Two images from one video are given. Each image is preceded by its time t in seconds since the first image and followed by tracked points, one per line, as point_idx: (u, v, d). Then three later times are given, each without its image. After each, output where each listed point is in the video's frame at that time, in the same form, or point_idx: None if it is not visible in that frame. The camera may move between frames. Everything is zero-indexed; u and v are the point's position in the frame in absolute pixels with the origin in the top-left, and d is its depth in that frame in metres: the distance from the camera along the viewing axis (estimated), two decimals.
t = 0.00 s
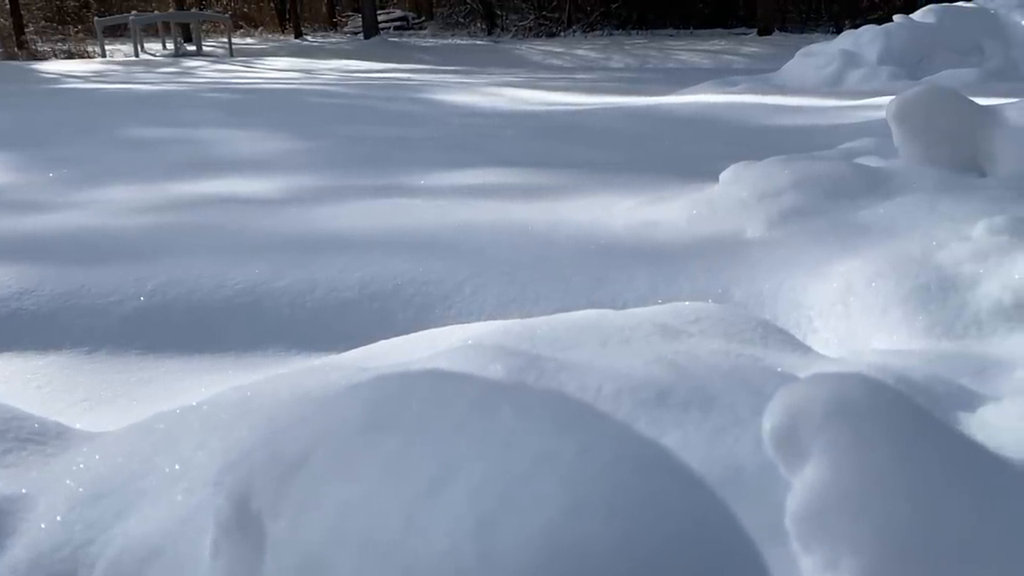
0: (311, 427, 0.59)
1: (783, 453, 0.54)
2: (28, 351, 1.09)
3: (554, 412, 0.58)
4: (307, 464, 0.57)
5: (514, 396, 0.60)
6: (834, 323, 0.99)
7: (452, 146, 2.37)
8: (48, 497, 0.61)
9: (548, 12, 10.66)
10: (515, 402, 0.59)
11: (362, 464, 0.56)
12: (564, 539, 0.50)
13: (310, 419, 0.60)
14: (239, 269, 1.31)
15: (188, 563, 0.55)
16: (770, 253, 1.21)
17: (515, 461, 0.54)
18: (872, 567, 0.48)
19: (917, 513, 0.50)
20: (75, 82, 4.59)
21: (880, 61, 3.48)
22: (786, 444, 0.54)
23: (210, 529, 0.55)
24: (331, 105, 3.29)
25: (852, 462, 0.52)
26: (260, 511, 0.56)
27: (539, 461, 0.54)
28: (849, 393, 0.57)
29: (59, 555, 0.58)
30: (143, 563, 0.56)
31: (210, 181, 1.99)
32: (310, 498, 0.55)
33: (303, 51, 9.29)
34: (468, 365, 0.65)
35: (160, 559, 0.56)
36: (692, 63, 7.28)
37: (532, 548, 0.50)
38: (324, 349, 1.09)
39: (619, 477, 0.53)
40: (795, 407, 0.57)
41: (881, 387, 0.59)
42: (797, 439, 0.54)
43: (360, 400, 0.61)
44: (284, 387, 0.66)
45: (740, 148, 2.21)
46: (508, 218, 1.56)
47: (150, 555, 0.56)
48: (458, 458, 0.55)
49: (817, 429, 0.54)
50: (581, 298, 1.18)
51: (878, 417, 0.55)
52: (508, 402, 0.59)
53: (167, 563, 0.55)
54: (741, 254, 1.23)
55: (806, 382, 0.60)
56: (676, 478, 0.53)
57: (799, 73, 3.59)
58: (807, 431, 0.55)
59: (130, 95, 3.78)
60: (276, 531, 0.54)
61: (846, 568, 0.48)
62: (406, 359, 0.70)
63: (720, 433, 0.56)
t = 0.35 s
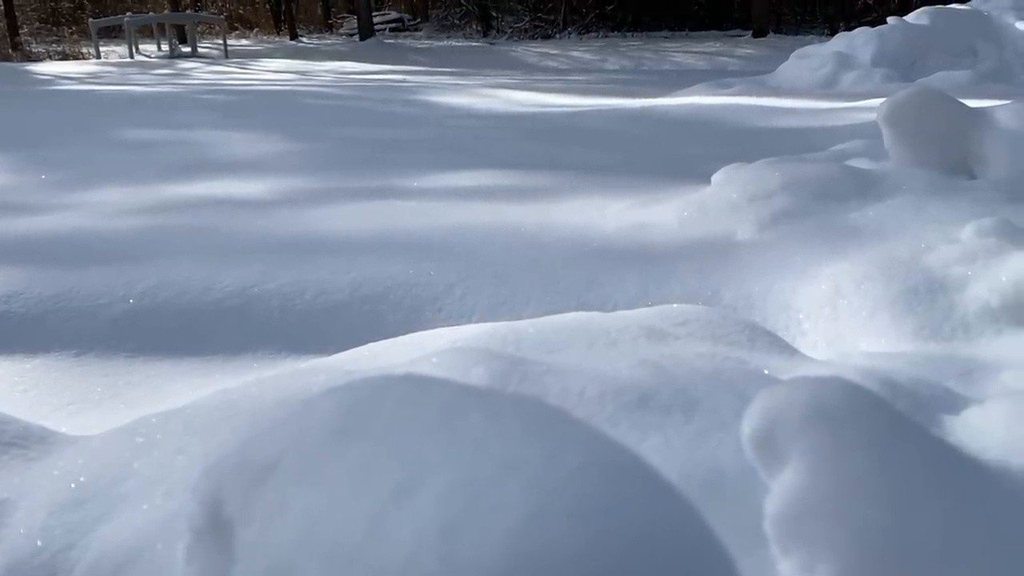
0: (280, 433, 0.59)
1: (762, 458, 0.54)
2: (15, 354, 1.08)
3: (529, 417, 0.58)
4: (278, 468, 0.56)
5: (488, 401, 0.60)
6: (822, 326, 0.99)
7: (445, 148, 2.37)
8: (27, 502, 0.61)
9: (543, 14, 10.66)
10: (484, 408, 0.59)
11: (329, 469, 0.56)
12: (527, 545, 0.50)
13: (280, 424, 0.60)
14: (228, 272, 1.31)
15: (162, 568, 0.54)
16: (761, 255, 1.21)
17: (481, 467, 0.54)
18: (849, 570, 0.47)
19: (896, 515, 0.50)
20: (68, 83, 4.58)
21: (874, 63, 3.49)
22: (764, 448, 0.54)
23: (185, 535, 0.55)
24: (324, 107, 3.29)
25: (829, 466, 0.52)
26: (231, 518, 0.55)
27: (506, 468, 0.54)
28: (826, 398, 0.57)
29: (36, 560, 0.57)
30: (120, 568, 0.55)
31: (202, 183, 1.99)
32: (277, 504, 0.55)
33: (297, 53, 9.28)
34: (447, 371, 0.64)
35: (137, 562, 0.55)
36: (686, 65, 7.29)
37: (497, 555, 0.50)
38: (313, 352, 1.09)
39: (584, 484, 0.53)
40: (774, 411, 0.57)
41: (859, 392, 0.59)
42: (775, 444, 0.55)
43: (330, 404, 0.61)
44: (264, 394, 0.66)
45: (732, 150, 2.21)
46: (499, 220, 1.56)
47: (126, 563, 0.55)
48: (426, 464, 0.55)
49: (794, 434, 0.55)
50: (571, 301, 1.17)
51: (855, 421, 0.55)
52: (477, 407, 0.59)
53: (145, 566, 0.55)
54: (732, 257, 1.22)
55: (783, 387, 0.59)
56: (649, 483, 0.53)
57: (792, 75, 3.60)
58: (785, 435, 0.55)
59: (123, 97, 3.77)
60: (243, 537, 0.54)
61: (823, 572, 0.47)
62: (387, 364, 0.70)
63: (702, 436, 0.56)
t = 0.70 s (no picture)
0: (255, 436, 0.59)
1: (743, 460, 0.54)
2: (4, 356, 1.08)
3: (505, 420, 0.58)
4: (252, 471, 0.57)
5: (464, 403, 0.60)
6: (812, 326, 0.99)
7: (440, 149, 2.36)
8: (11, 503, 0.61)
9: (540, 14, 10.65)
10: (457, 411, 0.59)
11: (300, 472, 0.56)
12: (496, 547, 0.50)
13: (255, 427, 0.60)
14: (219, 273, 1.30)
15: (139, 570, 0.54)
16: (752, 255, 1.21)
17: (451, 470, 0.54)
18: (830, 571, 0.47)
19: (879, 514, 0.50)
20: (63, 84, 4.56)
21: (869, 64, 3.49)
22: (745, 449, 0.55)
23: (161, 540, 0.55)
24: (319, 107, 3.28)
25: (811, 466, 0.52)
26: (206, 521, 0.55)
27: (477, 470, 0.54)
28: (808, 397, 0.57)
29: (15, 563, 0.57)
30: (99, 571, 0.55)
31: (196, 183, 1.98)
32: (248, 507, 0.55)
33: (293, 53, 9.26)
34: (429, 375, 0.64)
35: (116, 566, 0.55)
36: (683, 66, 7.29)
37: (461, 559, 0.49)
38: (304, 352, 1.09)
39: (552, 489, 0.53)
40: (755, 412, 0.57)
41: (841, 393, 0.58)
42: (757, 445, 0.55)
43: (306, 408, 0.61)
44: (247, 395, 0.66)
45: (727, 150, 2.21)
46: (493, 221, 1.55)
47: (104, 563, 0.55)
48: (396, 467, 0.55)
49: (775, 435, 0.55)
50: (562, 302, 1.17)
51: (836, 420, 0.55)
52: (451, 410, 0.59)
53: (124, 569, 0.55)
54: (724, 257, 1.22)
55: (761, 389, 0.60)
56: (627, 486, 0.53)
57: (787, 76, 3.60)
58: (766, 436, 0.55)
59: (117, 98, 3.76)
60: (215, 541, 0.54)
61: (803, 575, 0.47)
62: (371, 366, 0.70)
63: (685, 436, 0.57)
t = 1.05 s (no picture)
0: (231, 439, 0.60)
1: (726, 461, 0.54)
2: None
3: (486, 424, 0.58)
4: (226, 475, 0.57)
5: (441, 408, 0.60)
6: (803, 327, 0.99)
7: (436, 149, 2.36)
8: None
9: (536, 15, 10.65)
10: (432, 416, 0.59)
11: (274, 477, 0.56)
12: (464, 554, 0.50)
13: (233, 430, 0.60)
14: (211, 274, 1.30)
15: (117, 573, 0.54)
16: (745, 256, 1.21)
17: (423, 476, 0.54)
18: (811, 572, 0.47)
19: (860, 516, 0.50)
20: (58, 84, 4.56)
21: (865, 65, 3.49)
22: (729, 450, 0.54)
23: (138, 542, 0.55)
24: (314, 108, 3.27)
25: (792, 467, 0.52)
26: (182, 524, 0.56)
27: (450, 475, 0.54)
28: (791, 398, 0.56)
29: None
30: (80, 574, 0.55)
31: (190, 184, 1.98)
32: (222, 512, 0.55)
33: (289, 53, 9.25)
34: (416, 378, 0.64)
35: (96, 569, 0.55)
36: (679, 66, 7.29)
37: (429, 564, 0.49)
38: (295, 353, 1.08)
39: (523, 493, 0.53)
40: (737, 412, 0.57)
41: (823, 394, 0.58)
42: (739, 446, 0.54)
43: (282, 412, 0.61)
44: (234, 395, 0.66)
45: (723, 151, 2.21)
46: (487, 222, 1.55)
47: (86, 566, 0.55)
48: (369, 472, 0.55)
49: (757, 436, 0.54)
50: (555, 303, 1.17)
51: (818, 420, 0.55)
52: (427, 414, 0.59)
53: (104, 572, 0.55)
54: (716, 258, 1.22)
55: (745, 390, 0.60)
56: (607, 488, 0.53)
57: (782, 77, 3.60)
58: (749, 437, 0.55)
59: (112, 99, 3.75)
60: (188, 545, 0.54)
61: None
62: (354, 369, 0.70)
63: (670, 438, 0.57)
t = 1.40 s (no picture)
0: (208, 442, 0.60)
1: (710, 461, 0.54)
2: None
3: (469, 427, 0.58)
4: (200, 480, 0.57)
5: (418, 411, 0.60)
6: (795, 328, 0.99)
7: (431, 150, 2.36)
8: None
9: (533, 15, 10.65)
10: (408, 420, 0.59)
11: (248, 480, 0.56)
12: (437, 557, 0.49)
13: (210, 434, 0.60)
14: (202, 275, 1.30)
15: None
16: (738, 257, 1.21)
17: (397, 479, 0.54)
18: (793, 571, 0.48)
19: (844, 516, 0.50)
20: (53, 85, 4.55)
21: (860, 65, 3.50)
22: (712, 452, 0.55)
23: (117, 546, 0.55)
24: (308, 108, 3.27)
25: (775, 468, 0.52)
26: (158, 527, 0.56)
27: (422, 479, 0.54)
28: (774, 401, 0.57)
29: None
30: None
31: (186, 185, 1.97)
32: (197, 516, 0.55)
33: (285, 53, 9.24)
34: (403, 382, 0.64)
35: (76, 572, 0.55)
36: (676, 66, 7.30)
37: (401, 566, 0.49)
38: (286, 354, 1.08)
39: (498, 497, 0.53)
40: (720, 415, 0.57)
41: (805, 395, 0.58)
42: (723, 448, 0.55)
43: (259, 415, 0.61)
44: (220, 398, 0.66)
45: (718, 151, 2.21)
46: (481, 222, 1.55)
47: (68, 569, 0.55)
48: (340, 477, 0.55)
49: (739, 439, 0.55)
50: (548, 303, 1.17)
51: (801, 421, 0.55)
52: (404, 417, 0.59)
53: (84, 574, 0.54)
54: (708, 258, 1.22)
55: (731, 391, 0.60)
56: (589, 491, 0.53)
57: (778, 77, 3.61)
58: (732, 439, 0.55)
59: (107, 99, 3.74)
60: (164, 548, 0.54)
61: None
62: (337, 371, 0.70)
63: (657, 440, 0.57)
